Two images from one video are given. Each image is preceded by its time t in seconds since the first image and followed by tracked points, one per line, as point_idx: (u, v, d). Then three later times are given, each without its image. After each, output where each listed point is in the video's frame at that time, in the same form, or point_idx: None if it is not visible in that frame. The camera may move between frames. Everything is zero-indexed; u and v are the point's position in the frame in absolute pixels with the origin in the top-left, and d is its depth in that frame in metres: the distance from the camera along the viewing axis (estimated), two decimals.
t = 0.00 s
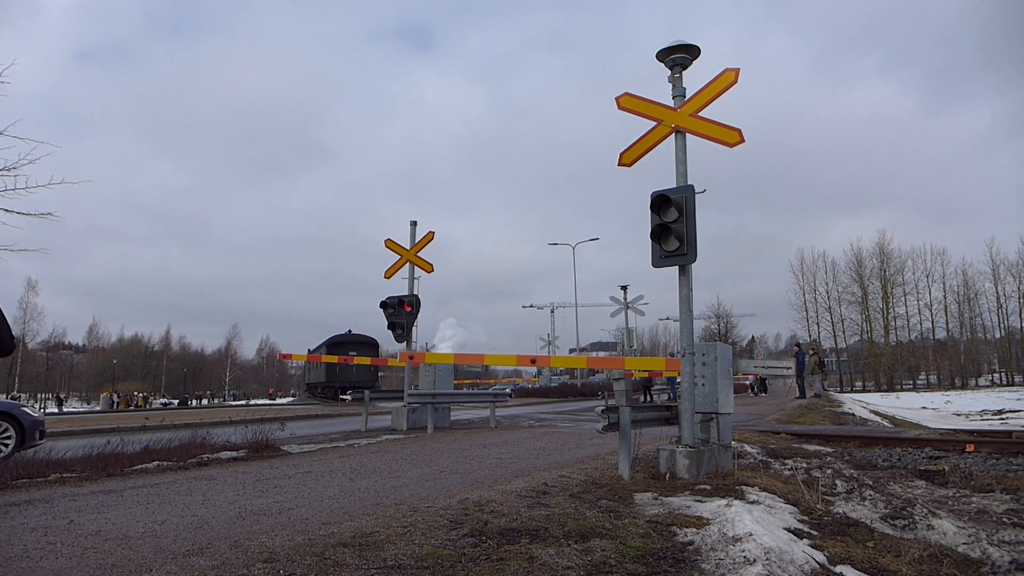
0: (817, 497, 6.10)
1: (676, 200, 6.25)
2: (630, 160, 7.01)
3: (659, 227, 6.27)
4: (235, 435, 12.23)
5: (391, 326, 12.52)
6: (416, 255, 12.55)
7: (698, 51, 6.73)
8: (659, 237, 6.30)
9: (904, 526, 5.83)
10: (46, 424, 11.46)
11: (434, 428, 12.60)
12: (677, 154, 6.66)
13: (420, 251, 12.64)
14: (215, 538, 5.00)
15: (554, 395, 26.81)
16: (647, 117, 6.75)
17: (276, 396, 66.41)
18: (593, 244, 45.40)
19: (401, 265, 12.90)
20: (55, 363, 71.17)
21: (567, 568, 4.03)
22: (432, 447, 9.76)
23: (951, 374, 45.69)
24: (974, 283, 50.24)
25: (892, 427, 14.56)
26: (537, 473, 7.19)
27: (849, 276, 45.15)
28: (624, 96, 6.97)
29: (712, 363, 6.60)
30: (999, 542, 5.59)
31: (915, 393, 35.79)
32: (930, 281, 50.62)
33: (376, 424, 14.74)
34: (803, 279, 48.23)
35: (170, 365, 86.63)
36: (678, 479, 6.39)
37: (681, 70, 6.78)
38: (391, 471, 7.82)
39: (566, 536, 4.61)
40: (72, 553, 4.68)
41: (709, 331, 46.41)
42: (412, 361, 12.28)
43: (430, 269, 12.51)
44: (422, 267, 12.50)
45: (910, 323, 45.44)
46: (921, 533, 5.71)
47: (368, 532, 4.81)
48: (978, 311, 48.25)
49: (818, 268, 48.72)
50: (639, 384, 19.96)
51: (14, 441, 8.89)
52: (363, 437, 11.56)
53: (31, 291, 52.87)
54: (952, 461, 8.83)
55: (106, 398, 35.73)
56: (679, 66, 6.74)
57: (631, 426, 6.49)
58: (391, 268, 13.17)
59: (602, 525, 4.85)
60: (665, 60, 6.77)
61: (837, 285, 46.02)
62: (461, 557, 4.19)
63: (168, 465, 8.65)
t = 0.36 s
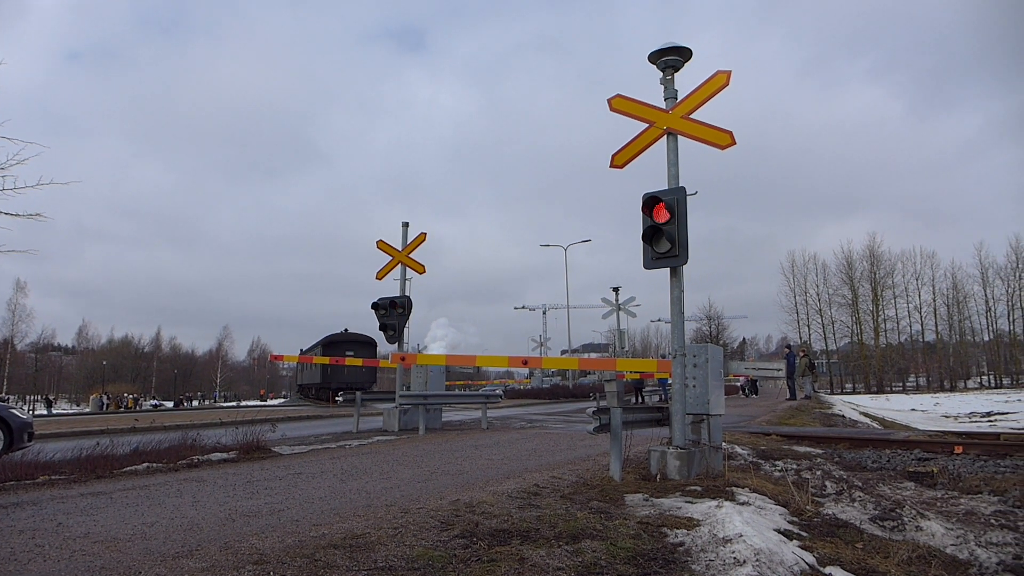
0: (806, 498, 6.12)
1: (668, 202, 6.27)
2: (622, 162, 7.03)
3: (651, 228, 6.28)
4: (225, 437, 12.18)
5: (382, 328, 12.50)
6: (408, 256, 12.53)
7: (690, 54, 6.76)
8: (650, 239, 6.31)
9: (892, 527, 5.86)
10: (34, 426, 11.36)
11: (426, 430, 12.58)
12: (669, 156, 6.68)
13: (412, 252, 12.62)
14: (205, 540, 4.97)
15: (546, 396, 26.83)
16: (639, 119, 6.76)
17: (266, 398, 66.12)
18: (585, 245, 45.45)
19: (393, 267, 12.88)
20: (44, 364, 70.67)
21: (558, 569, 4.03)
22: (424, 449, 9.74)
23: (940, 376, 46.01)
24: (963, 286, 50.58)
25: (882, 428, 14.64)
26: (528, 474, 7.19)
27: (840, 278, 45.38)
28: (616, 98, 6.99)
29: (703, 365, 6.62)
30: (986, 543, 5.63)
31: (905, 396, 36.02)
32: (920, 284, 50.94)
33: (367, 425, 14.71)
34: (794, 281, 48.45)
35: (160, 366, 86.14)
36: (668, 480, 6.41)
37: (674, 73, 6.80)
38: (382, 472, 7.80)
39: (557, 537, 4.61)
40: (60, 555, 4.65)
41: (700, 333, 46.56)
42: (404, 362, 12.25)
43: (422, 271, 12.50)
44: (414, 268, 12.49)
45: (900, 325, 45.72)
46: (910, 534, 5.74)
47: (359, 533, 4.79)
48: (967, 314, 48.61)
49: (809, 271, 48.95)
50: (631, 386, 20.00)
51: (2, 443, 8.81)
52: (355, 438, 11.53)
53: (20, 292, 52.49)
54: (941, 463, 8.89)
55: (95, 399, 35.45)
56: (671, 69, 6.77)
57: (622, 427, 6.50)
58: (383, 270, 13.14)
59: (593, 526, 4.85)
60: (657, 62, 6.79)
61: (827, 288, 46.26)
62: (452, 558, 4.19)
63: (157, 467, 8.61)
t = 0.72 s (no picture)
0: (797, 498, 6.15)
1: (660, 203, 6.29)
2: (614, 163, 7.04)
3: (643, 229, 6.30)
4: (216, 437, 12.12)
5: (374, 328, 12.47)
6: (400, 256, 12.51)
7: (682, 55, 6.78)
8: (642, 240, 6.32)
9: (882, 527, 5.89)
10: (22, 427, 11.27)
11: (417, 430, 12.56)
12: (660, 157, 6.70)
13: (404, 253, 12.60)
14: (195, 541, 4.94)
15: (538, 397, 26.84)
16: (631, 120, 6.78)
17: (257, 398, 65.94)
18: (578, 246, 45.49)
19: (385, 267, 12.85)
20: (32, 364, 70.13)
21: (549, 569, 4.03)
22: (415, 449, 9.73)
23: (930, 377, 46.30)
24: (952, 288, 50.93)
25: (872, 429, 14.73)
26: (520, 474, 7.19)
27: (830, 280, 45.62)
28: (608, 99, 7.00)
29: (694, 365, 6.65)
30: (974, 543, 5.67)
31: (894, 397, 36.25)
32: (910, 285, 51.26)
33: (359, 425, 14.68)
34: (784, 282, 48.69)
35: (150, 366, 85.65)
36: (659, 481, 6.42)
37: (666, 74, 6.82)
38: (373, 473, 7.79)
39: (548, 537, 4.61)
40: (47, 557, 4.61)
41: (691, 334, 46.68)
42: (396, 363, 12.22)
43: (414, 271, 12.48)
44: (406, 268, 12.47)
45: (890, 326, 45.98)
46: (899, 534, 5.78)
47: (350, 534, 4.78)
48: (956, 315, 48.96)
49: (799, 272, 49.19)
50: (622, 386, 20.04)
51: None
52: (346, 439, 11.49)
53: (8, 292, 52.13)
54: (930, 463, 8.95)
55: (84, 399, 35.16)
56: (664, 70, 6.79)
57: (614, 427, 6.51)
58: (375, 269, 13.11)
59: (585, 526, 4.86)
60: (650, 64, 6.81)
61: (818, 289, 46.48)
62: (443, 558, 4.18)
63: (147, 467, 8.56)
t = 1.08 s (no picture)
0: (786, 499, 6.17)
1: (651, 204, 6.30)
2: (605, 165, 7.05)
3: (634, 231, 6.31)
4: (205, 438, 12.04)
5: (365, 328, 12.43)
6: (391, 257, 12.48)
7: (673, 58, 6.80)
8: (633, 241, 6.33)
9: (870, 528, 5.93)
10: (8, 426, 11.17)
11: (408, 431, 12.53)
12: (652, 159, 6.71)
13: (395, 253, 12.57)
14: (183, 541, 4.91)
15: (529, 397, 26.87)
16: (622, 122, 6.79)
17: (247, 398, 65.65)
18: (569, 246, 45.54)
19: (376, 267, 12.82)
20: (20, 363, 69.58)
21: (538, 571, 4.03)
22: (406, 450, 9.71)
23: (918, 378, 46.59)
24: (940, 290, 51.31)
25: (860, 430, 14.83)
26: (510, 475, 7.19)
27: (820, 281, 45.88)
28: (600, 101, 7.01)
29: (684, 367, 6.66)
30: (961, 543, 5.71)
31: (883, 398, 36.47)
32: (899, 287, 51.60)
33: (349, 426, 14.62)
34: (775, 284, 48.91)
35: (139, 366, 85.11)
36: (650, 482, 6.43)
37: (657, 76, 6.83)
38: (364, 473, 7.76)
39: (538, 538, 4.61)
40: (34, 557, 4.58)
41: (682, 335, 46.81)
42: (386, 363, 12.18)
43: (405, 271, 12.46)
44: (397, 268, 12.44)
45: (879, 328, 46.28)
46: (887, 535, 5.81)
47: (339, 535, 4.76)
48: (944, 317, 49.37)
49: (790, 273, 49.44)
50: (613, 387, 20.09)
51: None
52: (336, 439, 11.44)
53: None
54: (918, 464, 9.01)
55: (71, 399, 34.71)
56: (655, 72, 6.80)
57: (604, 428, 6.52)
58: (366, 270, 13.08)
59: (574, 527, 4.86)
60: (641, 66, 6.82)
61: (808, 290, 46.72)
62: (433, 559, 4.18)
63: (135, 468, 8.50)
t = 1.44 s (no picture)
0: (776, 501, 6.20)
1: (642, 207, 6.31)
2: (597, 167, 7.07)
3: (625, 233, 6.32)
4: (195, 440, 11.98)
5: (356, 330, 12.40)
6: (383, 259, 12.46)
7: (664, 61, 6.82)
8: (624, 244, 6.35)
9: (860, 529, 5.96)
10: None
11: (399, 433, 12.50)
12: (643, 162, 6.73)
13: (387, 255, 12.55)
14: (172, 545, 4.88)
15: (520, 399, 26.87)
16: (613, 125, 6.81)
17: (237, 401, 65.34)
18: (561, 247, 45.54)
19: (368, 269, 12.79)
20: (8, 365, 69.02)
21: (530, 573, 4.03)
22: (398, 452, 9.69)
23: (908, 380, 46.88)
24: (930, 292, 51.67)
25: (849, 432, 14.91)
26: (502, 477, 7.18)
27: (811, 283, 46.14)
28: (591, 104, 7.02)
29: (676, 368, 6.67)
30: (951, 544, 5.75)
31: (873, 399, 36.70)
32: (889, 289, 51.92)
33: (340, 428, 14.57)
34: (766, 286, 49.14)
35: (129, 369, 84.59)
36: (641, 484, 6.44)
37: (648, 79, 6.86)
38: (355, 476, 7.74)
39: (529, 541, 4.60)
40: (21, 562, 4.54)
41: (673, 337, 46.94)
42: (378, 365, 12.15)
43: (397, 273, 12.44)
44: (388, 270, 12.42)
45: (869, 329, 46.56)
46: (877, 536, 5.84)
47: (330, 538, 4.75)
48: (933, 319, 49.73)
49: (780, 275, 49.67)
50: (604, 390, 20.13)
51: None
52: (327, 442, 11.40)
53: None
54: (907, 465, 9.06)
55: (58, 402, 34.36)
56: (646, 76, 6.83)
57: (595, 431, 6.52)
58: (357, 272, 13.05)
59: (566, 529, 4.86)
60: (632, 69, 6.84)
61: (799, 292, 46.95)
62: (424, 562, 4.17)
63: (124, 471, 8.44)
